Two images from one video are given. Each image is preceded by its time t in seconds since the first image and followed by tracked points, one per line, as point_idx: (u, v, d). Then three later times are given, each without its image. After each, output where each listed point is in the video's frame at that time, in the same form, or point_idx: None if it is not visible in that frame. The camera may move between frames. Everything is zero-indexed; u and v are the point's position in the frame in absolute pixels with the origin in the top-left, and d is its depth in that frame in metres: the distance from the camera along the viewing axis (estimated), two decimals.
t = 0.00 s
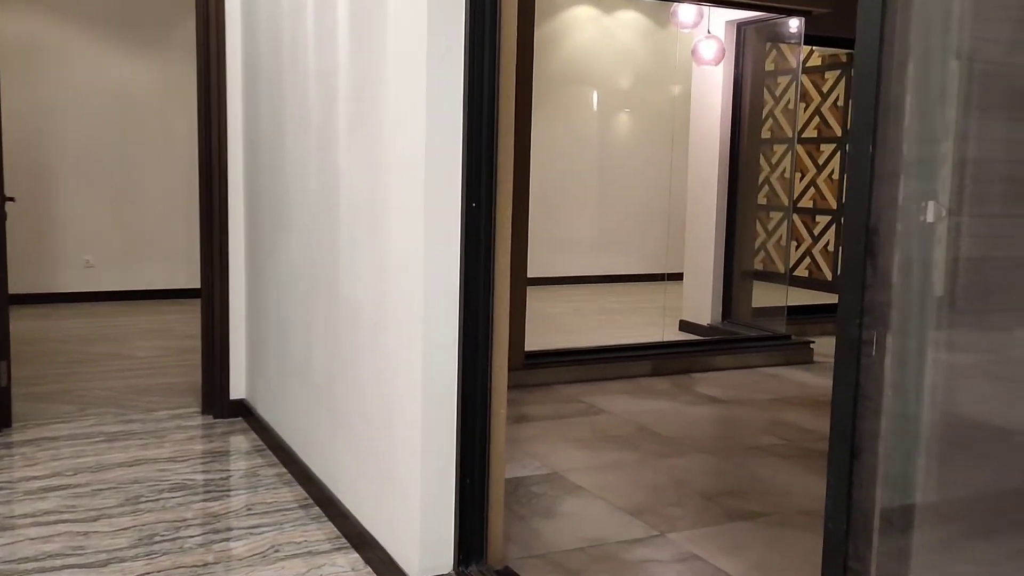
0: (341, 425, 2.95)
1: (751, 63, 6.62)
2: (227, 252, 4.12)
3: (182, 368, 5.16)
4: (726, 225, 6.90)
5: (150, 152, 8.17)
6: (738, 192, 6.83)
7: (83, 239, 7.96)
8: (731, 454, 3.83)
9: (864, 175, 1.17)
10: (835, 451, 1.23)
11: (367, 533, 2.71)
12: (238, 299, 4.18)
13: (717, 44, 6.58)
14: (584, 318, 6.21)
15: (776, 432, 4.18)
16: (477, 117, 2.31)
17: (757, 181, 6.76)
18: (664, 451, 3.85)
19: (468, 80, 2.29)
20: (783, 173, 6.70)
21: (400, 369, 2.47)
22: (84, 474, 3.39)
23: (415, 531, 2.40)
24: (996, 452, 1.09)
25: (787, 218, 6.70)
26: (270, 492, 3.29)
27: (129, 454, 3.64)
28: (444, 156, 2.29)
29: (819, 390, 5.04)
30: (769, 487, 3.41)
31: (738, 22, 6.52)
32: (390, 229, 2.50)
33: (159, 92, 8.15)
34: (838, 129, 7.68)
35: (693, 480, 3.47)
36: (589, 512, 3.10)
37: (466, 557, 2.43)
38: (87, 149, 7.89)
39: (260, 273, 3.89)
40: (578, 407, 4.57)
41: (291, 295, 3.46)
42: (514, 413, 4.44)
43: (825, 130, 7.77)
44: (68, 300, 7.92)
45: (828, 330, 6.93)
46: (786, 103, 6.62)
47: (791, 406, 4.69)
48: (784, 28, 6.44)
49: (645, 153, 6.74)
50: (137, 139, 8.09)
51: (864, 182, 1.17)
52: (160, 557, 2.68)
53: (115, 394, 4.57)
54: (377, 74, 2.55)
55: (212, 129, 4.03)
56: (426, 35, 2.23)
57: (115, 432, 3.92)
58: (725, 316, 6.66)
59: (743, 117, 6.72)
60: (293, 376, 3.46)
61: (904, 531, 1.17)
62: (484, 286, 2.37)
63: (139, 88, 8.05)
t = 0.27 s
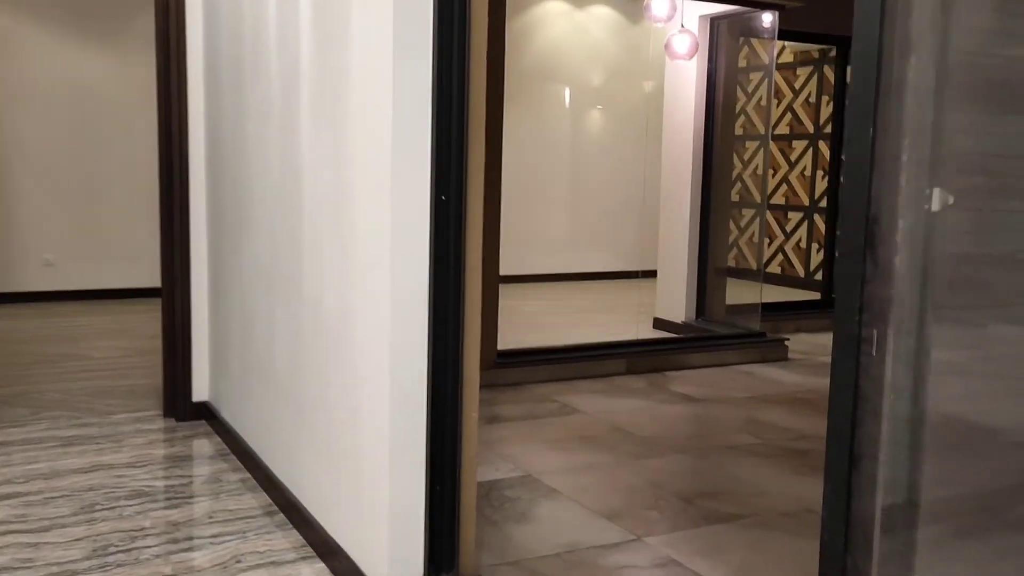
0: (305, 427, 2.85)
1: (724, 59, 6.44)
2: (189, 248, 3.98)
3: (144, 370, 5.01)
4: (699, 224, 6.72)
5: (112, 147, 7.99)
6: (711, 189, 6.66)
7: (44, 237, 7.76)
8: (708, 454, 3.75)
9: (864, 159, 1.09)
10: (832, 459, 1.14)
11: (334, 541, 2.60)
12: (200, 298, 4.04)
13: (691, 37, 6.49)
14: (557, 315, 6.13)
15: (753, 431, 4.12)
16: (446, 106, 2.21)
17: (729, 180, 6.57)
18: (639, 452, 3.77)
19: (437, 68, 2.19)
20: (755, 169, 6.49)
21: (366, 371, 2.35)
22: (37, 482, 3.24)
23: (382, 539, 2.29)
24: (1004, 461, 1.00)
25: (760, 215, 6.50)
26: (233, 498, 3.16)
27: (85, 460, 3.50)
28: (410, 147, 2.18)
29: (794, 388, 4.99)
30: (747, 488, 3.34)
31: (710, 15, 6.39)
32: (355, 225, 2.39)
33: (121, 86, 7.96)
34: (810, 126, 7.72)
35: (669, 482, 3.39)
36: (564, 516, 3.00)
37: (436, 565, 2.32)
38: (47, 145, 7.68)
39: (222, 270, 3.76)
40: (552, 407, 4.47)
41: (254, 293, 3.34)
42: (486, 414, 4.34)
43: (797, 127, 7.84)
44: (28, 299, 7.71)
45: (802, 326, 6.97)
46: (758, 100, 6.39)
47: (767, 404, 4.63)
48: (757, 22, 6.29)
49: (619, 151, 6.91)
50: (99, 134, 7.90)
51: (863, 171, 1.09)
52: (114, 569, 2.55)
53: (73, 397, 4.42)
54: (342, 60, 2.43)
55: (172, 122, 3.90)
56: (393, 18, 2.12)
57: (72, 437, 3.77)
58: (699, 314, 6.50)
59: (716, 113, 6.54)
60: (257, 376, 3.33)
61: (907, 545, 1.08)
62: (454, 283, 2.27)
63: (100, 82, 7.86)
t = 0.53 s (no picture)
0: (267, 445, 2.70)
1: (699, 63, 6.28)
2: (147, 257, 3.82)
3: (103, 383, 4.82)
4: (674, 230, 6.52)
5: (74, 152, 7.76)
6: (685, 197, 6.49)
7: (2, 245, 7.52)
8: (685, 469, 3.65)
9: (874, 172, 1.05)
10: (839, 477, 1.10)
11: (296, 568, 2.46)
12: (159, 308, 3.87)
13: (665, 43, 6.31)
14: (530, 324, 6.01)
15: (731, 444, 4.02)
16: (415, 106, 2.08)
17: (703, 186, 6.41)
18: (614, 466, 3.67)
19: (404, 66, 2.07)
20: (728, 176, 6.35)
21: (331, 386, 2.22)
22: None
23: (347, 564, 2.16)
24: (1023, 476, 0.97)
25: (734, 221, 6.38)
26: (191, 520, 3.01)
27: (36, 479, 3.33)
28: (375, 149, 2.05)
29: (770, 399, 4.92)
30: (725, 504, 3.24)
31: (685, 21, 6.21)
32: (319, 232, 2.25)
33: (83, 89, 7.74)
34: (784, 133, 7.77)
35: (646, 498, 3.28)
36: (538, 536, 2.88)
37: None
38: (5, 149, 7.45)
39: (182, 279, 3.60)
40: (525, 420, 4.35)
41: (214, 302, 3.19)
42: (457, 427, 4.21)
43: (770, 134, 7.86)
44: None
45: (777, 336, 6.73)
46: (733, 105, 6.29)
47: (744, 416, 4.55)
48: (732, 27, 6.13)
49: (593, 159, 6.87)
50: (60, 139, 7.68)
51: (873, 179, 1.05)
52: None
53: (27, 412, 4.23)
54: (305, 59, 2.30)
55: (130, 124, 3.73)
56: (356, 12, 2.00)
57: (23, 455, 3.60)
58: (673, 322, 6.41)
59: (691, 119, 6.39)
60: (217, 390, 3.18)
61: None
62: (425, 295, 2.14)
63: (61, 84, 7.64)
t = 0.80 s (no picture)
0: (225, 466, 2.56)
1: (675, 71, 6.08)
2: (103, 267, 3.65)
3: (57, 397, 4.63)
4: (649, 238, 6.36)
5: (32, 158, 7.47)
6: (660, 210, 6.30)
7: None
8: (663, 488, 3.54)
9: (891, 182, 0.96)
10: (852, 514, 1.01)
11: None
12: (116, 321, 3.71)
13: (641, 51, 6.18)
14: (503, 336, 5.89)
15: (709, 461, 3.93)
16: (381, 110, 1.96)
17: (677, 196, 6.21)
18: (591, 485, 3.55)
19: (370, 67, 1.94)
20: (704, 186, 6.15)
21: (291, 408, 2.09)
22: None
23: None
24: None
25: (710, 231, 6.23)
26: (145, 545, 2.85)
27: None
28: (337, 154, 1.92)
29: (748, 413, 4.83)
30: (705, 525, 3.14)
31: (662, 30, 6.03)
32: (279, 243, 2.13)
33: (44, 92, 7.46)
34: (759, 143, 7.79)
35: (623, 519, 3.17)
36: (511, 561, 2.76)
37: None
38: None
39: (140, 290, 3.44)
40: (498, 436, 4.23)
41: (172, 315, 3.04)
42: (428, 444, 4.08)
43: (745, 144, 7.89)
44: None
45: (754, 348, 6.64)
46: (707, 116, 6.07)
47: (722, 431, 4.45)
48: (708, 37, 5.92)
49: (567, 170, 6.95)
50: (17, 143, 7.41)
51: (891, 190, 0.96)
52: None
53: None
54: (265, 59, 2.16)
55: (85, 129, 3.57)
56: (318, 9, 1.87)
57: None
58: (649, 334, 6.27)
59: (666, 128, 6.18)
60: (175, 406, 3.03)
61: None
62: (392, 311, 2.01)
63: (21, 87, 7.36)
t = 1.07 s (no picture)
0: (184, 489, 2.40)
1: (653, 77, 5.99)
2: (58, 277, 3.47)
3: (12, 413, 4.43)
4: (627, 243, 6.25)
5: None
6: (637, 218, 6.19)
7: None
8: (645, 506, 3.42)
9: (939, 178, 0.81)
10: (893, 573, 0.86)
11: None
12: (72, 334, 3.53)
13: (619, 58, 6.09)
14: (478, 348, 5.76)
15: (690, 477, 3.81)
16: (349, 114, 1.80)
17: (655, 206, 6.09)
18: (569, 504, 3.42)
19: (339, 61, 1.79)
20: (679, 198, 6.01)
21: (253, 433, 1.95)
22: None
23: None
24: None
25: (683, 242, 6.05)
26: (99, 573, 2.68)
27: None
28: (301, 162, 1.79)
29: (728, 426, 4.72)
30: (689, 547, 3.02)
31: (639, 37, 5.91)
32: (241, 249, 1.97)
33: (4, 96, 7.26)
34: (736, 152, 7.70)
35: (604, 541, 3.05)
36: None
37: None
38: None
39: (96, 301, 3.27)
40: (473, 452, 4.09)
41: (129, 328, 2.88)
42: (400, 461, 3.93)
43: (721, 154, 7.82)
44: None
45: (731, 359, 6.57)
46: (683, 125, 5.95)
47: (703, 446, 4.34)
48: (686, 44, 5.83)
49: (543, 181, 6.86)
50: None
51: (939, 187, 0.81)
52: None
53: None
54: (226, 52, 2.01)
55: (38, 132, 3.39)
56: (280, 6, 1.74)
57: None
58: (627, 344, 6.13)
59: (644, 138, 6.11)
60: (132, 423, 2.86)
61: None
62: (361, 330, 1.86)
63: None
